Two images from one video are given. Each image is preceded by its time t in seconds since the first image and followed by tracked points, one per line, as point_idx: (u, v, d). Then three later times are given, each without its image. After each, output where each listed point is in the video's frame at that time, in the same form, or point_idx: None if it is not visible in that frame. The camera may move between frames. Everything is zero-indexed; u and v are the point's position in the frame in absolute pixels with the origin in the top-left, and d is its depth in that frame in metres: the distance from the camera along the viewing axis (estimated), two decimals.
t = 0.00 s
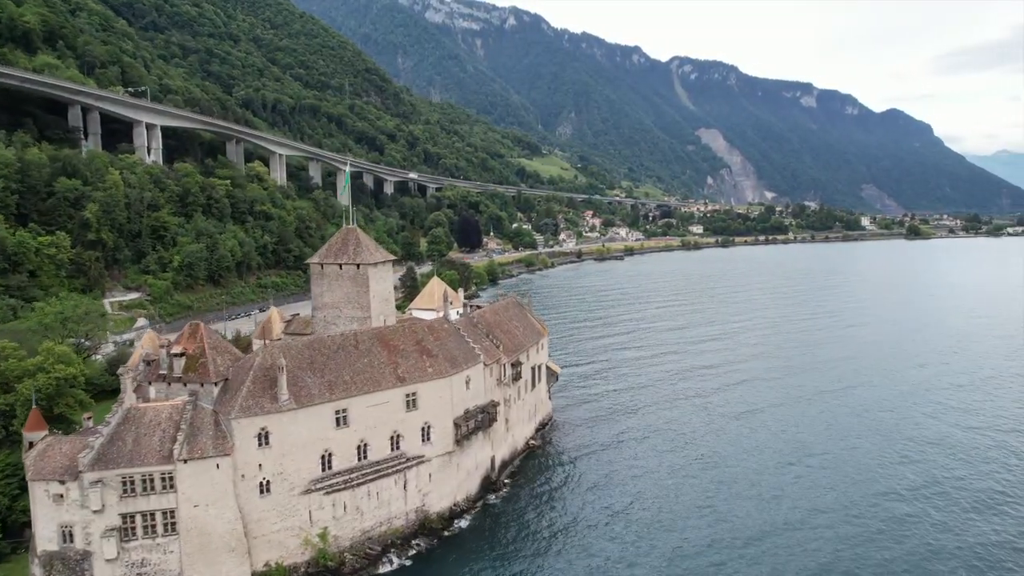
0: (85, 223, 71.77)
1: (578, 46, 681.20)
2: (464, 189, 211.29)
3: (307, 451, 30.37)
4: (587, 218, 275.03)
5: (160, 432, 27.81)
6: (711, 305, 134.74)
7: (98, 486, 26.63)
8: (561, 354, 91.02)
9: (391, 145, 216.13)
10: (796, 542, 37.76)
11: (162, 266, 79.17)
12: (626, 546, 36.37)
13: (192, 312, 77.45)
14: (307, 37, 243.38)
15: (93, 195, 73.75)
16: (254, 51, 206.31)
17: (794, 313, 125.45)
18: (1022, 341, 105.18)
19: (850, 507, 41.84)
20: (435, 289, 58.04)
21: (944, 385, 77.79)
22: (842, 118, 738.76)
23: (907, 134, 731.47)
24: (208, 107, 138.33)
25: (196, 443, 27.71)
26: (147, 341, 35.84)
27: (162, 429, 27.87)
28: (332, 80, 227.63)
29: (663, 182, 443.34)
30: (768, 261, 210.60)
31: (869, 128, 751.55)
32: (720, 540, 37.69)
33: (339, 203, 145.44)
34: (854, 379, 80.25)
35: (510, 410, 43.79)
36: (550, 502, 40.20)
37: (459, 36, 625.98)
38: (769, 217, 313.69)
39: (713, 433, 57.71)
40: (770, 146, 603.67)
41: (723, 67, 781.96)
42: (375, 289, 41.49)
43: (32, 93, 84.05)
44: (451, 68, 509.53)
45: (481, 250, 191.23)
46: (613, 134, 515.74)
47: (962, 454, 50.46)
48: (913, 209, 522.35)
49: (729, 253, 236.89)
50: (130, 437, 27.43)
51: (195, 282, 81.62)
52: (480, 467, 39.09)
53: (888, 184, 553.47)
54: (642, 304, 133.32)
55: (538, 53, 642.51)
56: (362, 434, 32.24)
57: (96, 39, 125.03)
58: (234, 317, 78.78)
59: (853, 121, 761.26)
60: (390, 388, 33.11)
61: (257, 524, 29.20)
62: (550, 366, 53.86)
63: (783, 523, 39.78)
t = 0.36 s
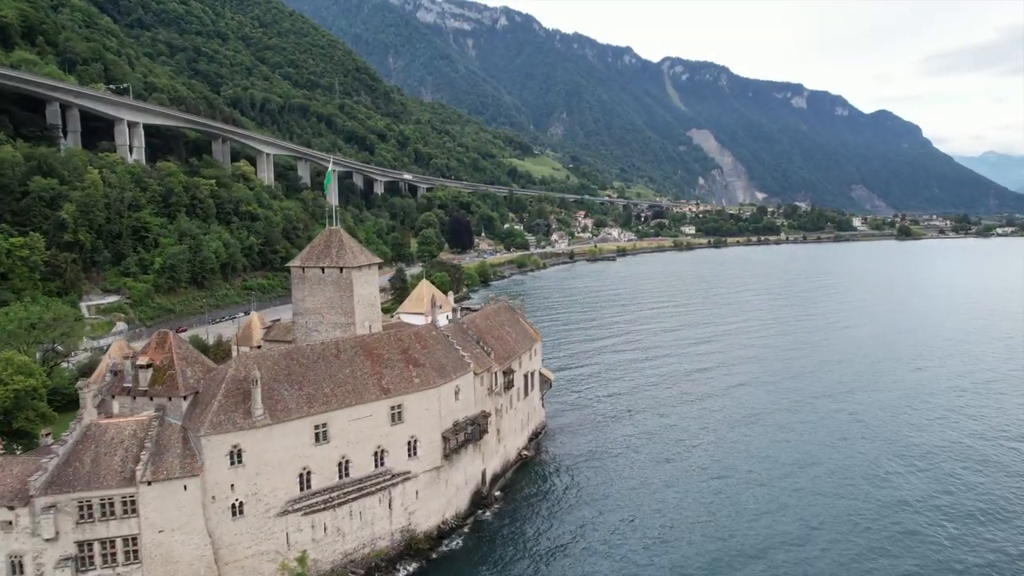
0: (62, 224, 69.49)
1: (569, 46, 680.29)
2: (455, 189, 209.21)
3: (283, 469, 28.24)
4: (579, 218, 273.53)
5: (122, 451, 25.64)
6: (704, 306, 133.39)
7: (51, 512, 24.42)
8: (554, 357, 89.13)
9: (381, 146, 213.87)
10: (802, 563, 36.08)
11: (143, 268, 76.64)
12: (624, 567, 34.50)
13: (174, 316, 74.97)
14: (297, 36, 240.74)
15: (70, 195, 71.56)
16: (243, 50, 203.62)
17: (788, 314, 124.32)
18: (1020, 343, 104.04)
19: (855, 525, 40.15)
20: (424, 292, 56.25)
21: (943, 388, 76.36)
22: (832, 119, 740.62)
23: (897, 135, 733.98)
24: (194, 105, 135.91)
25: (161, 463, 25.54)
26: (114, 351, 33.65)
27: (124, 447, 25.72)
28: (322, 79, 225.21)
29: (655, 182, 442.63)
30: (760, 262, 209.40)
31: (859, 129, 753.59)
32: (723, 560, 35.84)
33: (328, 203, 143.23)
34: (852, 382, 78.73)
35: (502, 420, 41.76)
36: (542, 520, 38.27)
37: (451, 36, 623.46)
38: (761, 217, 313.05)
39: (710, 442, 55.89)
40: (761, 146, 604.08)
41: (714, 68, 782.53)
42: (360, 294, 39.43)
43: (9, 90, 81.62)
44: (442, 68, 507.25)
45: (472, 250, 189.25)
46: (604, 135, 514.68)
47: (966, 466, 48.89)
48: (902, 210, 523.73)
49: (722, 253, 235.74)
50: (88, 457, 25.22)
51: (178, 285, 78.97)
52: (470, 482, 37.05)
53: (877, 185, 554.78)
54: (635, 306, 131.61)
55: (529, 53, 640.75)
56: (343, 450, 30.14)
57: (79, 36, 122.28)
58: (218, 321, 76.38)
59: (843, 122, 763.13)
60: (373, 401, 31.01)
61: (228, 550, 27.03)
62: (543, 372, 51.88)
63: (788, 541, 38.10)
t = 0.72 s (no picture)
0: (37, 224, 67.49)
1: (561, 48, 679.34)
2: (447, 189, 207.12)
3: (256, 491, 26.13)
4: (572, 219, 271.85)
5: (77, 474, 23.55)
6: (699, 308, 131.97)
7: None
8: (547, 361, 87.11)
9: (372, 145, 211.52)
10: None
11: (123, 270, 73.97)
12: None
13: (156, 319, 72.37)
14: (287, 34, 238.13)
15: (46, 194, 69.73)
16: (232, 48, 200.94)
17: (782, 316, 123.07)
18: (1018, 345, 102.68)
19: (862, 547, 38.25)
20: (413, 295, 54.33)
21: (944, 392, 74.86)
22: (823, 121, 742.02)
23: (887, 138, 736.15)
24: (181, 104, 133.44)
25: (120, 487, 23.46)
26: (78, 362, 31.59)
27: (80, 469, 23.64)
28: (312, 78, 222.75)
29: (647, 183, 441.56)
30: (753, 262, 208.10)
31: (850, 130, 755.10)
32: None
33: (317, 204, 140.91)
34: (852, 385, 77.07)
35: (493, 431, 39.74)
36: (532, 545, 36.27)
37: (443, 37, 620.93)
38: (754, 218, 312.10)
39: (709, 451, 54.05)
40: (753, 147, 604.03)
41: (706, 69, 782.97)
42: (343, 298, 37.36)
43: None
44: (434, 68, 504.90)
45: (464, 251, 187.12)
46: (596, 135, 513.50)
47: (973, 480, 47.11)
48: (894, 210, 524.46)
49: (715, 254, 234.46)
50: (39, 481, 23.14)
51: (160, 288, 76.16)
52: (460, 498, 35.02)
53: (868, 186, 555.59)
54: (629, 308, 129.74)
55: (522, 53, 639.00)
56: (323, 468, 28.07)
57: (62, 32, 119.57)
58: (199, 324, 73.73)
59: (834, 123, 764.66)
60: (355, 414, 28.92)
61: None
62: (536, 380, 49.91)
63: (795, 559, 36.38)
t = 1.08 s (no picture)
0: (14, 224, 66.68)
1: (554, 48, 677.96)
2: (440, 190, 205.18)
3: (228, 512, 24.27)
4: (565, 219, 270.25)
5: (31, 498, 21.72)
6: (694, 309, 130.69)
7: None
8: (540, 364, 85.37)
9: (364, 145, 209.44)
10: None
11: (105, 272, 71.81)
12: None
13: (139, 322, 70.16)
14: (278, 33, 235.82)
15: (23, 193, 69.30)
16: (222, 46, 198.57)
17: (776, 317, 121.84)
18: (1018, 347, 101.23)
19: (869, 569, 36.70)
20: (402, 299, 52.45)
21: (947, 395, 73.28)
22: (815, 122, 743.08)
23: (878, 139, 738.05)
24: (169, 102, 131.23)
25: (77, 513, 21.68)
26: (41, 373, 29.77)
27: (35, 493, 21.82)
28: (304, 77, 220.62)
29: (640, 183, 440.46)
30: (747, 264, 206.96)
31: (842, 131, 756.37)
32: None
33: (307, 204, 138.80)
34: (852, 388, 75.49)
35: (486, 443, 37.99)
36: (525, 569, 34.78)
37: (435, 37, 618.73)
38: (747, 219, 311.16)
39: (708, 459, 52.38)
40: (746, 148, 604.10)
41: (699, 70, 783.13)
42: (327, 303, 35.54)
43: None
44: (427, 68, 502.69)
45: (457, 252, 185.19)
46: (589, 136, 512.24)
47: (983, 495, 45.56)
48: (886, 211, 524.82)
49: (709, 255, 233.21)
50: None
51: (143, 290, 73.95)
52: (450, 514, 33.23)
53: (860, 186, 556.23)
54: (623, 310, 128.23)
55: (515, 53, 636.97)
56: (302, 486, 26.21)
57: (46, 28, 117.22)
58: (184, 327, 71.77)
59: (827, 124, 765.66)
60: (337, 428, 27.04)
61: None
62: (530, 387, 48.18)
63: None
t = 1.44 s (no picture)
0: None
1: (546, 48, 676.46)
2: (431, 190, 203.15)
3: (192, 542, 22.14)
4: (558, 220, 268.58)
5: None
6: (688, 310, 129.14)
7: None
8: (533, 367, 83.31)
9: (355, 145, 207.10)
10: None
11: (83, 274, 69.45)
12: None
13: (119, 326, 67.83)
14: (268, 31, 233.15)
15: None
16: (210, 44, 195.81)
17: (772, 318, 120.40)
18: (1017, 348, 99.85)
19: None
20: (390, 302, 51.00)
21: (949, 399, 71.56)
22: (807, 123, 744.07)
23: (869, 141, 740.23)
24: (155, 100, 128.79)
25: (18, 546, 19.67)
26: None
27: None
28: (294, 76, 218.06)
29: (632, 184, 439.24)
30: (741, 264, 205.76)
31: (833, 132, 757.97)
32: None
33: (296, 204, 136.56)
34: (852, 391, 73.70)
35: (477, 456, 36.03)
36: None
37: (427, 37, 615.81)
38: (740, 219, 310.21)
39: (707, 468, 50.44)
40: (737, 148, 604.25)
41: (691, 71, 782.95)
42: (308, 309, 33.47)
43: None
44: (419, 68, 500.20)
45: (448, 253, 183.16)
46: (581, 136, 511.02)
47: (992, 508, 43.75)
48: (877, 211, 525.72)
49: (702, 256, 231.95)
50: None
51: (124, 293, 71.58)
52: (439, 535, 31.20)
53: (851, 187, 556.97)
54: (617, 311, 126.60)
55: (507, 53, 634.74)
56: (276, 510, 24.13)
57: (28, 24, 114.42)
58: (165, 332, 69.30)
59: (818, 125, 767.05)
60: (314, 446, 24.94)
61: None
62: (524, 395, 46.18)
63: None
